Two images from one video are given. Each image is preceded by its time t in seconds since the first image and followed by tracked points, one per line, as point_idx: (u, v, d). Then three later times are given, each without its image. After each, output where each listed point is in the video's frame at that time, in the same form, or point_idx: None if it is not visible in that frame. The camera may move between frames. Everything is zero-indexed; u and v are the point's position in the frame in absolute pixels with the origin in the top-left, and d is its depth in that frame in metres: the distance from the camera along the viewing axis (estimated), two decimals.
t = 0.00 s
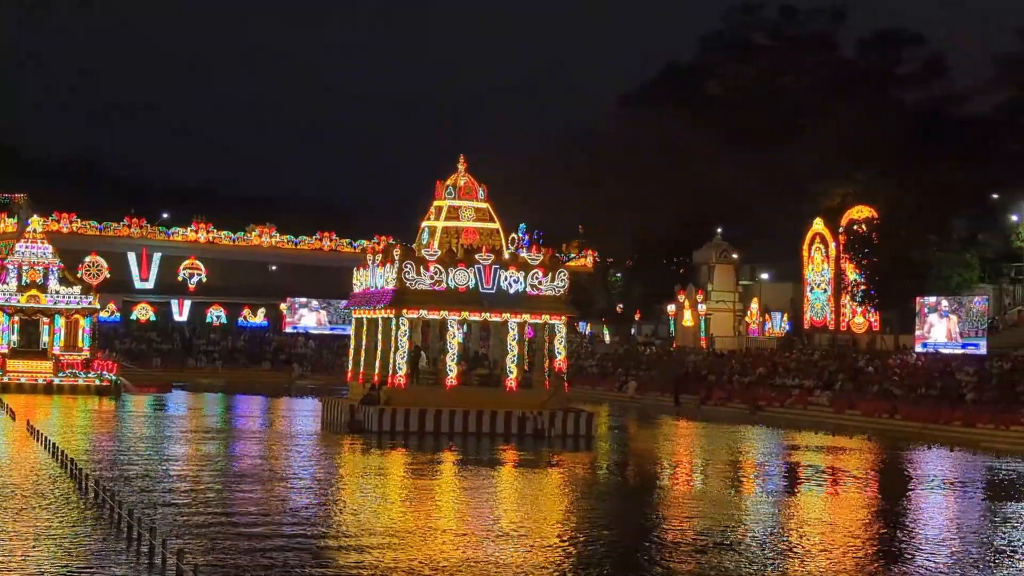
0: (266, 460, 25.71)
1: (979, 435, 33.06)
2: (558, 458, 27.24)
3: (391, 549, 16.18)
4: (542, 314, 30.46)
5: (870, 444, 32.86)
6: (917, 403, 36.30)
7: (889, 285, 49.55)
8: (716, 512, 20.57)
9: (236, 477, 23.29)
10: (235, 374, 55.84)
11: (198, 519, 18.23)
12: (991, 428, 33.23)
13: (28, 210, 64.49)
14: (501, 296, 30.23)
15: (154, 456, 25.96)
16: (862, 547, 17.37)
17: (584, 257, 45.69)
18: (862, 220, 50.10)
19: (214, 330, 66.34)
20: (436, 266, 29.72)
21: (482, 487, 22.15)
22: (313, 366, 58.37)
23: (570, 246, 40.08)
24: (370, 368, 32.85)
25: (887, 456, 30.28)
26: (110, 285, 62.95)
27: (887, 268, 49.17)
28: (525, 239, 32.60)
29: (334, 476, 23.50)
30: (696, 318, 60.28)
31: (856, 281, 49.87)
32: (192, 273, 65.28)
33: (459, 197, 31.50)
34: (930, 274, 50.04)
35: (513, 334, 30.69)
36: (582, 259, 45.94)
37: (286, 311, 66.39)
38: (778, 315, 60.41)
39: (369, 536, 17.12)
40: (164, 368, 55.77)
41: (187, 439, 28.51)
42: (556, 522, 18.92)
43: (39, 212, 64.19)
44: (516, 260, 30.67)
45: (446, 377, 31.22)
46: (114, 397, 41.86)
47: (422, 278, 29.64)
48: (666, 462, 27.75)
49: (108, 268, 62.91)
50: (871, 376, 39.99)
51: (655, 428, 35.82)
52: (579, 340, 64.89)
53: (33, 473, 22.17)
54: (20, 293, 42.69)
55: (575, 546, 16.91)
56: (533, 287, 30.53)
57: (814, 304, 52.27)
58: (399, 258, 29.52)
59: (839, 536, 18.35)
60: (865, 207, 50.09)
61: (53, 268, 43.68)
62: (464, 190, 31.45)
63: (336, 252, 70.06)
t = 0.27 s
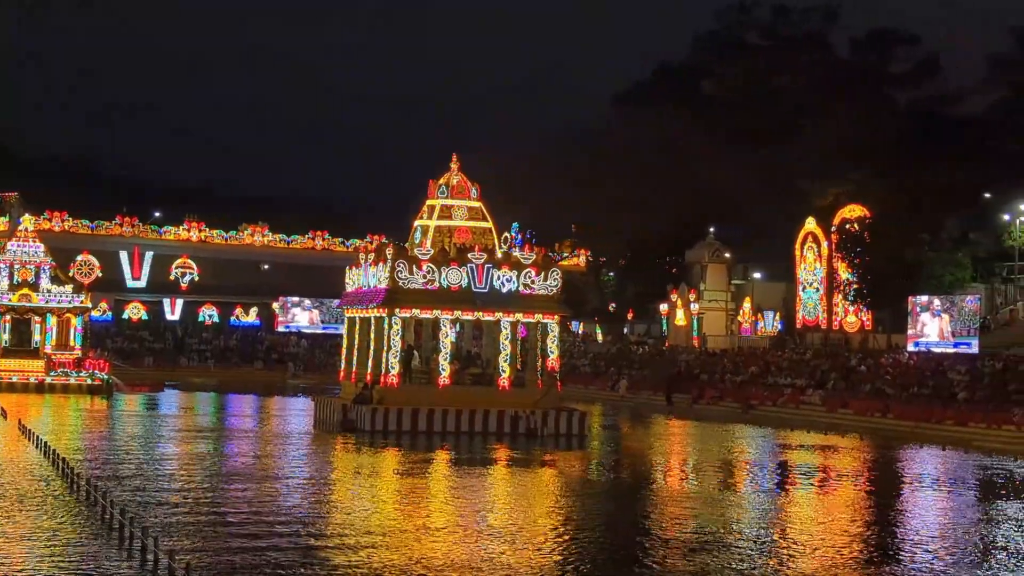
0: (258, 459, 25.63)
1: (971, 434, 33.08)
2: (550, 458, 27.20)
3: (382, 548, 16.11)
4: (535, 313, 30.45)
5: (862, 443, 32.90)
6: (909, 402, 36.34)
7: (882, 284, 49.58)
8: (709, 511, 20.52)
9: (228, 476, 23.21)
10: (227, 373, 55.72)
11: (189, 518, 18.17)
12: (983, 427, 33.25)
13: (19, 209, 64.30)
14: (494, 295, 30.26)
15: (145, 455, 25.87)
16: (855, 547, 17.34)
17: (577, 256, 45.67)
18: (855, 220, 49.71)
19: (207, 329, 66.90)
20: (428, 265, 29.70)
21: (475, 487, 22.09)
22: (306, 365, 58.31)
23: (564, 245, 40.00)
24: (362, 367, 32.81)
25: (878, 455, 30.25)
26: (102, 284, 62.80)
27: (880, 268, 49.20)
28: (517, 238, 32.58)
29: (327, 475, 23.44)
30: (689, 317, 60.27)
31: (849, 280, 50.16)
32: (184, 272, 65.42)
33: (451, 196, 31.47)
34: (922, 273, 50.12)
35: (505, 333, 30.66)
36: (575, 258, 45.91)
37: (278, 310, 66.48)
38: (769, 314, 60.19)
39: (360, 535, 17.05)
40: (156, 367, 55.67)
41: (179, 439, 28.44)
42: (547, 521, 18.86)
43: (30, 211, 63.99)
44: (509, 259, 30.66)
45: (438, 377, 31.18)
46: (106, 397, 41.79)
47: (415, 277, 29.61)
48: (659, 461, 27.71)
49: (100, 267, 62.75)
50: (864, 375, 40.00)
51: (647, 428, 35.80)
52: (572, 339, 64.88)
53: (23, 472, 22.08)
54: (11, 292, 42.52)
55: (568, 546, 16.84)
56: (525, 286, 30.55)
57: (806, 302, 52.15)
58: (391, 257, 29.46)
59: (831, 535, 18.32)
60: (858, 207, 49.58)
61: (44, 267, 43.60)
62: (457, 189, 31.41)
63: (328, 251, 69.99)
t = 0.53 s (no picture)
0: (253, 461, 25.66)
1: (965, 435, 33.18)
2: (546, 459, 27.26)
3: (377, 549, 16.17)
4: (530, 314, 30.46)
5: (856, 444, 33.01)
6: (903, 403, 36.46)
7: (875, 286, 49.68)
8: (703, 512, 20.63)
9: (223, 478, 23.25)
10: (221, 374, 55.72)
11: (185, 520, 18.23)
12: (977, 428, 33.34)
13: (13, 210, 64.19)
14: (490, 297, 30.22)
15: (141, 457, 25.90)
16: (849, 547, 17.45)
17: (571, 258, 45.74)
18: (849, 221, 50.37)
19: (201, 330, 66.40)
20: (424, 266, 29.76)
21: (470, 488, 22.13)
22: (300, 367, 58.33)
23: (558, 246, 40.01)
24: (357, 368, 32.85)
25: (873, 456, 30.30)
26: (96, 286, 62.75)
27: (874, 269, 49.29)
28: (513, 240, 32.59)
29: (322, 477, 23.49)
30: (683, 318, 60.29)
31: (842, 282, 50.11)
32: (178, 274, 65.00)
33: (447, 198, 31.53)
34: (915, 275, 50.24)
35: (501, 334, 30.65)
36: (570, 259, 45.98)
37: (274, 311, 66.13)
38: (764, 316, 60.46)
39: (355, 536, 17.10)
40: (151, 368, 55.67)
41: (174, 440, 28.47)
42: (542, 522, 18.92)
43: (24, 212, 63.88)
44: (504, 261, 30.68)
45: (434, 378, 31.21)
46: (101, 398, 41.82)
47: (411, 278, 29.65)
48: (653, 462, 27.81)
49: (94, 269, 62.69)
50: (857, 376, 40.11)
51: (643, 429, 35.85)
52: (567, 341, 64.95)
53: (19, 474, 22.12)
54: (5, 293, 42.42)
55: (563, 546, 16.95)
56: (521, 287, 30.57)
57: (801, 305, 52.34)
58: (386, 259, 29.47)
59: (824, 536, 18.40)
60: (852, 209, 50.29)
61: (38, 268, 43.43)
62: (452, 191, 31.50)
63: (323, 252, 69.65)
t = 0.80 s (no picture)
0: (243, 460, 25.57)
1: (955, 434, 33.22)
2: (536, 458, 27.20)
3: (368, 549, 16.08)
4: (521, 313, 30.45)
5: (846, 443, 33.06)
6: (893, 402, 36.48)
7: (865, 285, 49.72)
8: (694, 511, 20.57)
9: (212, 477, 23.13)
10: (211, 373, 55.58)
11: (174, 519, 18.12)
12: (967, 427, 33.34)
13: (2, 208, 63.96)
14: (481, 295, 30.19)
15: (130, 456, 25.79)
16: (840, 546, 17.39)
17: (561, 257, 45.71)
18: (839, 221, 50.26)
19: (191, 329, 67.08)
20: (415, 265, 29.69)
21: (461, 487, 22.08)
22: (290, 365, 58.22)
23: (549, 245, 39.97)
24: (348, 367, 32.79)
25: (862, 455, 30.31)
26: (86, 284, 62.58)
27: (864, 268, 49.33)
28: (503, 238, 32.54)
29: (312, 476, 23.40)
30: (673, 317, 60.35)
31: (832, 281, 50.09)
32: (168, 273, 65.02)
33: (438, 196, 31.41)
34: (905, 274, 50.28)
35: (492, 333, 30.65)
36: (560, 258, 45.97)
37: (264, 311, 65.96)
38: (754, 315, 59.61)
39: (345, 536, 17.00)
40: (140, 367, 55.54)
41: (163, 439, 28.36)
42: (533, 522, 18.87)
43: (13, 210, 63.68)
44: (495, 259, 30.63)
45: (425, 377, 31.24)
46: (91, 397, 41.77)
47: (401, 277, 29.57)
48: (643, 460, 27.80)
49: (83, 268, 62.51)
50: (847, 375, 40.12)
51: (633, 427, 35.86)
52: (558, 340, 64.95)
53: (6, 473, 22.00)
54: None
55: (554, 546, 16.85)
56: (512, 286, 30.52)
57: (791, 303, 52.36)
58: (377, 257, 29.37)
59: (816, 534, 18.38)
60: (842, 208, 50.20)
61: (27, 267, 43.19)
62: (443, 189, 31.36)
63: (314, 251, 69.14)
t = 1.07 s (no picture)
0: (228, 459, 25.49)
1: (939, 430, 33.36)
2: (522, 456, 27.21)
3: (353, 548, 16.02)
4: (506, 311, 30.51)
5: (830, 440, 33.22)
6: (876, 399, 36.66)
7: (849, 283, 49.84)
8: (678, 509, 20.62)
9: (196, 476, 23.02)
10: (195, 371, 55.50)
11: (159, 518, 18.01)
12: (950, 424, 33.52)
13: None
14: (467, 293, 30.15)
15: (113, 455, 25.67)
16: (824, 543, 17.50)
17: (546, 256, 45.74)
18: (824, 219, 51.01)
19: (175, 326, 66.34)
20: (399, 263, 29.61)
21: (446, 484, 22.05)
22: (275, 363, 58.16)
23: (534, 242, 39.98)
24: (333, 365, 32.81)
25: (846, 452, 30.44)
26: (69, 282, 62.38)
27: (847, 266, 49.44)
28: (489, 236, 32.55)
29: (297, 474, 23.32)
30: (658, 316, 60.60)
31: (817, 278, 50.96)
32: (152, 270, 64.93)
33: (422, 194, 31.31)
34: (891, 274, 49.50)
35: (477, 331, 30.67)
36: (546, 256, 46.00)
37: (248, 309, 66.15)
38: (739, 313, 61.31)
39: (330, 535, 16.94)
40: (124, 365, 55.41)
41: (147, 437, 28.29)
42: (518, 519, 18.89)
43: None
44: (480, 258, 30.61)
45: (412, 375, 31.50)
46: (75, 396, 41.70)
47: (386, 275, 29.50)
48: (628, 458, 27.88)
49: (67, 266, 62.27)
50: (831, 372, 40.23)
51: (618, 426, 35.98)
52: (542, 339, 65.04)
53: None
54: None
55: (539, 544, 16.87)
56: (497, 284, 30.52)
57: (774, 301, 52.57)
58: (362, 255, 29.31)
59: (801, 532, 18.44)
60: (827, 207, 50.91)
61: (10, 264, 42.95)
62: (429, 187, 31.26)
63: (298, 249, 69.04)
